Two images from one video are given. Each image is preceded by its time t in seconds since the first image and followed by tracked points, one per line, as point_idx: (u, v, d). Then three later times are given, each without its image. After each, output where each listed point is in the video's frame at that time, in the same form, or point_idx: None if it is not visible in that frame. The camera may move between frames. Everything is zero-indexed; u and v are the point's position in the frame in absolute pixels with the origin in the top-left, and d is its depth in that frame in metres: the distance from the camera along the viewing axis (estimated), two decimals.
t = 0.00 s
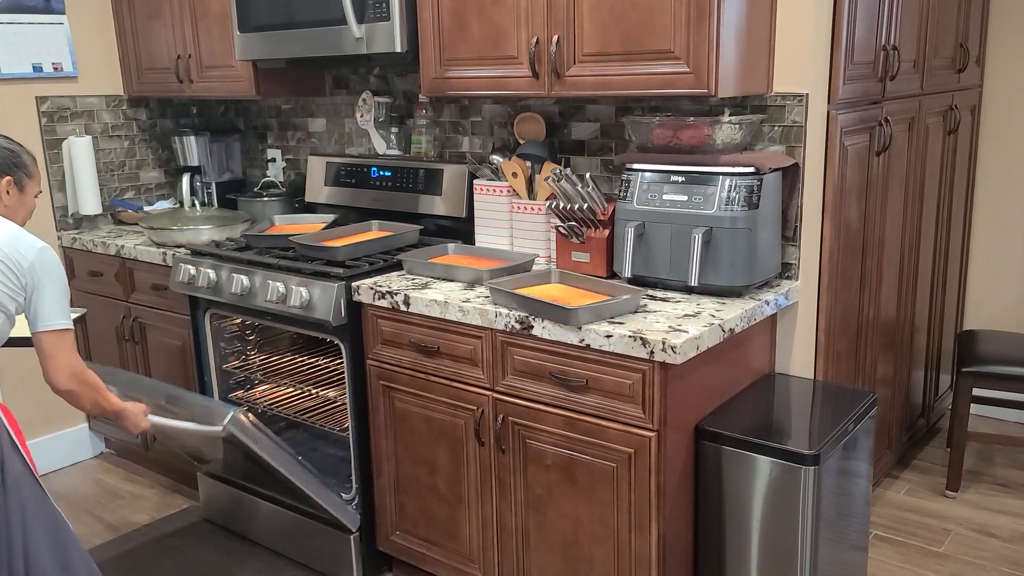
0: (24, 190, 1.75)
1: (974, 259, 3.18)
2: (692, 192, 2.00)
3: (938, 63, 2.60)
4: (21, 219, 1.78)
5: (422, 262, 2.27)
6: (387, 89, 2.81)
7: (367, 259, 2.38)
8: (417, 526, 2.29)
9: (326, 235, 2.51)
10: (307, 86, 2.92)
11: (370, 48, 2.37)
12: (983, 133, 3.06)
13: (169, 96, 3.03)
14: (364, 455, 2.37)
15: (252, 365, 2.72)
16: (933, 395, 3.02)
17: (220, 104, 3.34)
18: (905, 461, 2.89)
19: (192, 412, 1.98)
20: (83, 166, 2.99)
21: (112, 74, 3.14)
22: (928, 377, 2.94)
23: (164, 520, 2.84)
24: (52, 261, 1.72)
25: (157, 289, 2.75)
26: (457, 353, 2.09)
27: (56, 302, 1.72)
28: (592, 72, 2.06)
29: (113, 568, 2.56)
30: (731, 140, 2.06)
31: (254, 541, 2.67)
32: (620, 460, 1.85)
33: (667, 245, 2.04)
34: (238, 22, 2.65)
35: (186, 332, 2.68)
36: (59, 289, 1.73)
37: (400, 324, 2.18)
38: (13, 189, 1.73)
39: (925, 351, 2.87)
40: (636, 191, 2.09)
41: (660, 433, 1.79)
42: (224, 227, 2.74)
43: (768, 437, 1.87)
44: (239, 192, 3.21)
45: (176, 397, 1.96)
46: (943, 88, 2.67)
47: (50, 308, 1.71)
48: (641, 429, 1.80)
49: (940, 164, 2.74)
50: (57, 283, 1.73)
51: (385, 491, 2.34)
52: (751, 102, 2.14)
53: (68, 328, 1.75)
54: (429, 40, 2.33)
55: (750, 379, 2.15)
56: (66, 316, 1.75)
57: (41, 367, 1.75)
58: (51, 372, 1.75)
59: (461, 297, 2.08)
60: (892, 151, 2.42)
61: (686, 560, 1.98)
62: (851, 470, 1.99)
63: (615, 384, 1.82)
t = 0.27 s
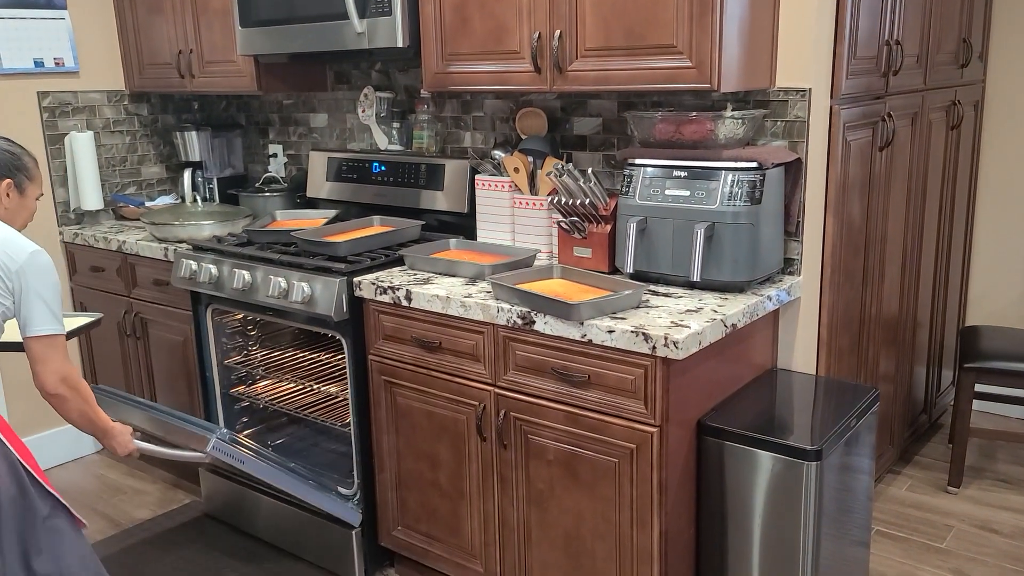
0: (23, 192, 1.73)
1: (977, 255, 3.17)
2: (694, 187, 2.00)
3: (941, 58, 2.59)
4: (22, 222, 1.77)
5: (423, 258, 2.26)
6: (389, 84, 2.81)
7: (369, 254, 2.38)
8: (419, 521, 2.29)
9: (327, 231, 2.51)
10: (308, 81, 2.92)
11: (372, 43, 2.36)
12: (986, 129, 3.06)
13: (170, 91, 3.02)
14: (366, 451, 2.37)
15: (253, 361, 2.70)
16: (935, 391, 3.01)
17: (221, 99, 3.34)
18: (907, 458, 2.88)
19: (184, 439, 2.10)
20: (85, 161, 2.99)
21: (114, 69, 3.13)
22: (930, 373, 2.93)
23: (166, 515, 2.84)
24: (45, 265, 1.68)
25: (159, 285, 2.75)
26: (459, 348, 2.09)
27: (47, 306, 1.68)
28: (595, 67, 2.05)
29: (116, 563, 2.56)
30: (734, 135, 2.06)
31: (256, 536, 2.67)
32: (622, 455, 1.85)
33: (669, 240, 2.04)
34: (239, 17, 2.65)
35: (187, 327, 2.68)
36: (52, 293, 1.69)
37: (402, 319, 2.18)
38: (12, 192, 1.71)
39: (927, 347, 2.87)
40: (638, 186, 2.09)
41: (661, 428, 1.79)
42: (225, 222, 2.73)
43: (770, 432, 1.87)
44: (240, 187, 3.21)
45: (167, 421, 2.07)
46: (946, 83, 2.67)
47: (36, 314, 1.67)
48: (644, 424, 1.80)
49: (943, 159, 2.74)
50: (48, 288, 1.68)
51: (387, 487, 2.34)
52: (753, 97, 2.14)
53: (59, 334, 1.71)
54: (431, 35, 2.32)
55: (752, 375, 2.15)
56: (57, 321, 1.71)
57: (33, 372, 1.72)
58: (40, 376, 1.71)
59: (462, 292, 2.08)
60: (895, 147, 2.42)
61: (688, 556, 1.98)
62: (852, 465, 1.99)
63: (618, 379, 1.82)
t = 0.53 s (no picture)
0: (42, 193, 1.80)
1: (977, 253, 3.17)
2: (694, 184, 2.00)
3: (942, 55, 2.58)
4: (40, 224, 1.82)
5: (423, 255, 2.26)
6: (389, 82, 2.81)
7: (369, 252, 2.38)
8: (419, 519, 2.29)
9: (327, 228, 2.51)
10: (308, 78, 2.92)
11: (372, 40, 2.36)
12: (987, 127, 3.06)
13: (170, 89, 3.02)
14: (366, 448, 2.37)
15: (253, 359, 2.69)
16: (935, 389, 3.01)
17: (222, 97, 3.33)
18: (907, 455, 2.88)
19: (178, 453, 2.60)
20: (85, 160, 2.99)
21: (113, 66, 3.13)
22: (931, 371, 2.93)
23: (167, 513, 2.84)
24: (61, 264, 1.72)
25: (160, 282, 2.75)
26: (459, 346, 2.09)
27: (62, 303, 1.72)
28: (595, 64, 2.05)
29: (116, 561, 2.56)
30: (734, 132, 2.06)
31: (256, 534, 2.68)
32: (622, 453, 1.85)
33: (669, 238, 2.04)
34: (239, 14, 2.64)
35: (187, 325, 2.68)
36: (67, 291, 1.73)
37: (402, 317, 2.18)
38: (31, 193, 1.78)
39: (927, 345, 2.87)
40: (639, 184, 2.08)
41: (661, 426, 1.79)
42: (225, 220, 2.73)
43: (771, 430, 1.87)
44: (241, 185, 3.20)
45: (163, 434, 2.59)
46: (947, 81, 2.66)
47: (50, 311, 1.71)
48: (644, 422, 1.80)
49: (944, 156, 2.73)
50: (64, 286, 1.72)
51: (387, 485, 2.34)
52: (753, 94, 2.13)
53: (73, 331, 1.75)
54: (431, 33, 2.32)
55: (752, 373, 2.15)
56: (71, 320, 1.74)
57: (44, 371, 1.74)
58: (53, 374, 1.74)
59: (462, 290, 2.08)
60: (895, 144, 2.42)
61: (688, 554, 1.98)
62: (853, 463, 1.99)
63: (618, 377, 1.81)
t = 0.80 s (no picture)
0: (64, 197, 1.80)
1: (976, 251, 3.17)
2: (693, 183, 2.00)
3: (941, 54, 2.58)
4: (62, 226, 1.83)
5: (422, 254, 2.26)
6: (388, 80, 2.80)
7: (367, 251, 2.37)
8: (418, 517, 2.29)
9: (326, 227, 2.50)
10: (307, 77, 2.92)
11: (370, 38, 2.36)
12: (986, 125, 3.05)
13: (169, 87, 3.02)
14: (365, 447, 2.37)
15: (252, 357, 2.69)
16: (934, 387, 3.01)
17: (220, 95, 3.33)
18: (906, 454, 2.88)
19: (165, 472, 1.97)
20: (84, 159, 2.99)
21: (112, 65, 3.13)
22: (929, 369, 2.93)
23: (165, 512, 2.84)
24: (83, 264, 1.74)
25: (158, 281, 2.75)
26: (458, 345, 2.08)
27: (86, 302, 1.73)
28: (594, 63, 2.05)
29: (115, 559, 2.56)
30: (733, 131, 2.06)
31: (255, 532, 2.68)
32: (620, 452, 1.85)
33: (668, 237, 2.04)
34: (238, 12, 2.64)
35: (186, 324, 2.68)
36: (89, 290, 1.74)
37: (401, 316, 2.17)
38: (55, 197, 1.78)
39: (926, 343, 2.87)
40: (637, 183, 2.08)
41: (660, 425, 1.79)
42: (224, 218, 2.73)
43: (769, 429, 1.87)
44: (240, 183, 3.20)
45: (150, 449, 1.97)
46: (946, 79, 2.66)
47: (71, 314, 1.71)
48: (643, 420, 1.80)
49: (942, 155, 2.73)
50: (87, 286, 1.74)
51: (386, 483, 2.34)
52: (752, 93, 2.13)
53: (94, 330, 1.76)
54: (430, 31, 2.32)
55: (751, 371, 2.15)
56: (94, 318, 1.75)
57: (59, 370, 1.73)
58: (67, 376, 1.73)
59: (461, 288, 2.08)
60: (894, 143, 2.42)
61: (687, 553, 1.98)
62: (851, 462, 1.99)
63: (616, 375, 1.81)
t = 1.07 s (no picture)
0: (81, 197, 1.80)
1: (977, 250, 3.17)
2: (694, 181, 1.99)
3: (943, 52, 2.58)
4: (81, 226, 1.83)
5: (423, 252, 2.26)
6: (389, 78, 2.80)
7: (368, 248, 2.37)
8: (419, 515, 2.30)
9: (327, 225, 2.50)
10: (308, 74, 2.92)
11: (371, 36, 2.35)
12: (987, 123, 3.05)
13: (170, 84, 3.02)
14: (366, 444, 2.37)
15: (253, 355, 2.70)
16: (935, 385, 3.01)
17: (221, 92, 3.33)
18: (907, 452, 2.88)
19: (162, 471, 1.98)
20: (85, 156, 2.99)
21: (113, 62, 3.13)
22: (930, 368, 2.93)
23: (166, 509, 2.84)
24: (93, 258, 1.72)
25: (159, 278, 2.75)
26: (458, 343, 2.08)
27: (94, 294, 1.69)
28: (595, 61, 2.04)
29: (116, 557, 2.56)
30: (734, 129, 2.05)
31: (256, 530, 2.68)
32: (620, 450, 1.85)
33: (669, 235, 2.03)
34: (239, 10, 2.64)
35: (186, 322, 2.68)
36: (97, 283, 1.70)
37: (402, 314, 2.18)
38: (71, 198, 1.78)
39: (927, 341, 2.87)
40: (638, 181, 2.08)
41: (661, 423, 1.79)
42: (225, 216, 2.73)
43: (770, 427, 1.87)
44: (240, 181, 3.20)
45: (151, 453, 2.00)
46: (947, 77, 2.66)
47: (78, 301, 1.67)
48: (643, 419, 1.80)
49: (944, 153, 2.73)
50: (96, 278, 1.70)
51: (386, 481, 2.34)
52: (754, 91, 2.13)
53: (100, 318, 1.71)
54: (431, 29, 2.32)
55: (752, 369, 2.15)
56: (99, 305, 1.71)
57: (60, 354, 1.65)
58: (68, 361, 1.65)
59: (462, 286, 2.08)
60: (896, 141, 2.41)
61: (687, 551, 1.98)
62: (852, 461, 1.99)
63: (617, 373, 1.81)
